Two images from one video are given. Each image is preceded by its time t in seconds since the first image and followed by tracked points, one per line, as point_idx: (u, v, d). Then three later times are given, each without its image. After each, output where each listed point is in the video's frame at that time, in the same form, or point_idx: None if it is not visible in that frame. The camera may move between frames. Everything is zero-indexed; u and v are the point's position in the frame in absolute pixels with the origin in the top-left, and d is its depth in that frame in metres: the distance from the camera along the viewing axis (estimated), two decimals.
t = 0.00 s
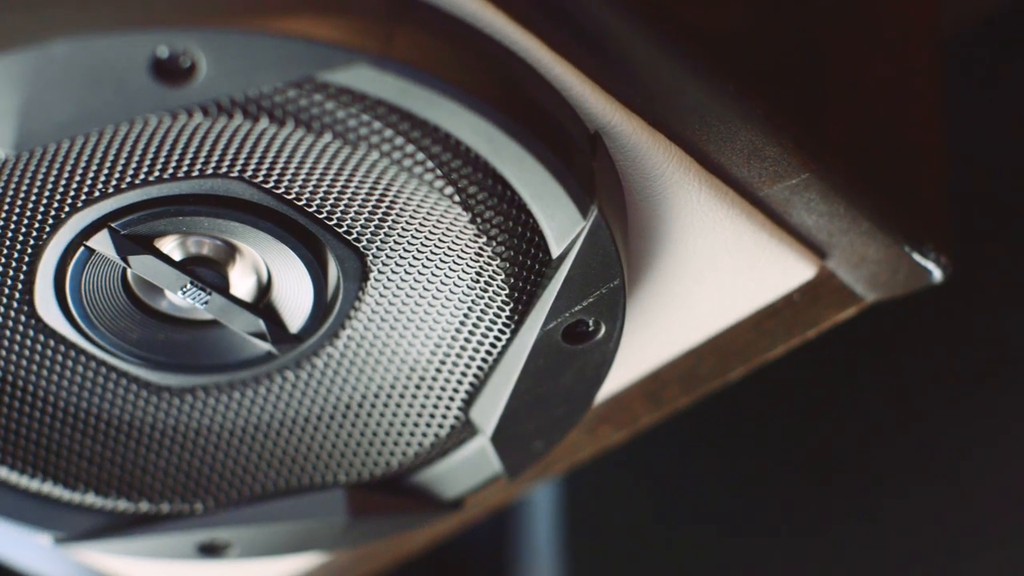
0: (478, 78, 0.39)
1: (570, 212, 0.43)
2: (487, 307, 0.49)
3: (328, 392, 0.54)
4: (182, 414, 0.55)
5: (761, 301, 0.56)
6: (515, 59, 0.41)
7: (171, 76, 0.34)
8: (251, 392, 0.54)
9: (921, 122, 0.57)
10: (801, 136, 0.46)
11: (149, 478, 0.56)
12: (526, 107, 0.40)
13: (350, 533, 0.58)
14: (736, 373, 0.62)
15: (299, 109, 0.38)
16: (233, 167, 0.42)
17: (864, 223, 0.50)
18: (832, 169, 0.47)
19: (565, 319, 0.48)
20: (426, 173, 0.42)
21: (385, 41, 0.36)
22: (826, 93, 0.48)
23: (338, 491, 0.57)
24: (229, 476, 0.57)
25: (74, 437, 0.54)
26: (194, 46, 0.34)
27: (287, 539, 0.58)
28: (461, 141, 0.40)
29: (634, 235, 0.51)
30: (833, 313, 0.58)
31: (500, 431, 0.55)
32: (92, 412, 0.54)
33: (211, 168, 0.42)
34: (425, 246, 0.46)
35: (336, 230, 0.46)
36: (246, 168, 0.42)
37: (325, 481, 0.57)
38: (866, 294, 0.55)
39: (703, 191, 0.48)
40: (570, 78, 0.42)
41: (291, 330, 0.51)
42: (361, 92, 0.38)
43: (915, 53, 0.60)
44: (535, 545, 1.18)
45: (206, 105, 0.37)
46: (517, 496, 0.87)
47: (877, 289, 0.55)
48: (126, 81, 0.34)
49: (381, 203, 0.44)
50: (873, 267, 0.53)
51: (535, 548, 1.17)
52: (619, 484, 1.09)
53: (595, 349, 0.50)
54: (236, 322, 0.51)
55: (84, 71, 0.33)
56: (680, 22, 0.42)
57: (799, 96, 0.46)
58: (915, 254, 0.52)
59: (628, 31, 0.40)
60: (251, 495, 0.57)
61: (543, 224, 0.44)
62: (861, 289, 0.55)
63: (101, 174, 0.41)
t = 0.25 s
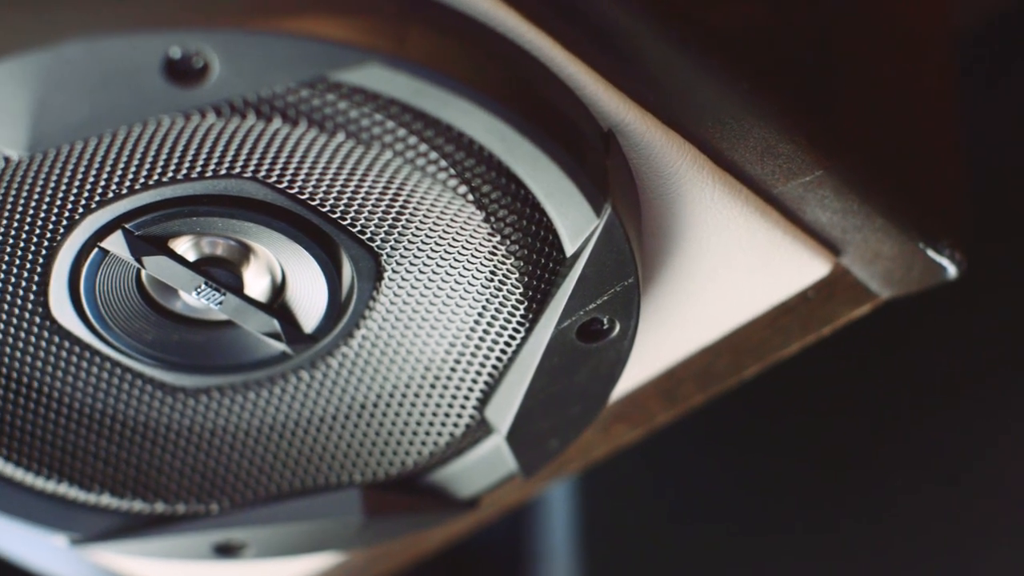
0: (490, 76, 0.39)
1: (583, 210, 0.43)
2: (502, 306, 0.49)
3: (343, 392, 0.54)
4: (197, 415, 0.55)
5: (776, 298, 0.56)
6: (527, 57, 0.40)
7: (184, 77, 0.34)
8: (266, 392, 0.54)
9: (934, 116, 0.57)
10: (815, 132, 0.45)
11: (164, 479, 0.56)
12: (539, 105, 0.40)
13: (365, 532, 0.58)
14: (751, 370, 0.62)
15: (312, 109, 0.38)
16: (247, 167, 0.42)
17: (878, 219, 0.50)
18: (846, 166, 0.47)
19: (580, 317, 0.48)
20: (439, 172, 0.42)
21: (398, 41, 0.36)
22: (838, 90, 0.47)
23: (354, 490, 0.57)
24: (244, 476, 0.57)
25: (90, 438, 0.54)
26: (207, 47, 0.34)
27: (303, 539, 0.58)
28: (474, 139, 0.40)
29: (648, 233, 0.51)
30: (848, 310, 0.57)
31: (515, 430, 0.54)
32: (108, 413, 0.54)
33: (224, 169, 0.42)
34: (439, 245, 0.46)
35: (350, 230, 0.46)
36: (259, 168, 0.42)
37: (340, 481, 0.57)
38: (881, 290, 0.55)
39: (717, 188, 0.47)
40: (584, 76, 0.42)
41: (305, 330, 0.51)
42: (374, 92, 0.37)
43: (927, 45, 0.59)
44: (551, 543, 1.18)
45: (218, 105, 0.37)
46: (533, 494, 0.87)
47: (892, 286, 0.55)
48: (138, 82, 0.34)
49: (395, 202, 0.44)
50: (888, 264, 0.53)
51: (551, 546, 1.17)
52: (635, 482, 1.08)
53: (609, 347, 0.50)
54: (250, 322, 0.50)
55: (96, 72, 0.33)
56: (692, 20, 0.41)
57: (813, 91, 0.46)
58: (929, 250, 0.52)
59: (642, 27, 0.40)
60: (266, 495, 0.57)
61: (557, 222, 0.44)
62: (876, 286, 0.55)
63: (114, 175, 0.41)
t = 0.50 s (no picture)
0: (503, 75, 0.38)
1: (597, 208, 0.42)
2: (516, 304, 0.49)
3: (359, 391, 0.54)
4: (213, 416, 0.55)
5: (792, 295, 0.55)
6: (540, 56, 0.40)
7: (197, 77, 0.34)
8: (281, 392, 0.54)
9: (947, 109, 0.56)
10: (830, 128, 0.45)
11: (180, 480, 0.56)
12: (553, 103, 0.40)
13: (381, 532, 0.58)
14: (766, 368, 0.61)
15: (325, 108, 0.38)
16: (261, 167, 0.42)
17: (893, 215, 0.49)
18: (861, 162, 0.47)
19: (595, 315, 0.48)
20: (453, 171, 0.42)
21: (411, 40, 0.36)
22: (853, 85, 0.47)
23: (370, 489, 0.57)
24: (260, 476, 0.57)
25: (105, 439, 0.54)
26: (218, 47, 0.34)
27: (320, 539, 0.58)
28: (488, 138, 0.40)
29: (662, 231, 0.51)
30: (863, 307, 0.57)
31: (531, 428, 0.54)
32: (123, 414, 0.54)
33: (237, 169, 0.42)
34: (453, 244, 0.46)
35: (364, 229, 0.46)
36: (273, 168, 0.42)
37: (356, 480, 0.57)
38: (895, 287, 0.55)
39: (731, 185, 0.47)
40: (597, 75, 0.42)
41: (320, 330, 0.51)
42: (387, 91, 0.37)
43: (940, 38, 0.58)
44: (567, 541, 1.17)
45: (231, 106, 0.37)
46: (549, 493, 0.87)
47: (906, 282, 0.54)
48: (151, 82, 0.34)
49: (409, 202, 0.44)
50: (903, 260, 0.52)
51: (568, 545, 1.17)
52: (651, 481, 1.08)
53: (624, 345, 0.50)
54: (265, 322, 0.50)
55: (109, 73, 0.33)
56: (706, 15, 0.41)
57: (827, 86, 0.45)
58: (943, 246, 0.51)
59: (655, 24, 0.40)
60: (283, 495, 0.57)
61: (570, 221, 0.43)
62: (890, 283, 0.54)
63: (128, 177, 0.41)
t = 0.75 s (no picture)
0: (516, 73, 0.38)
1: (612, 205, 0.42)
2: (532, 302, 0.48)
3: (374, 390, 0.54)
4: (228, 416, 0.55)
5: (810, 292, 0.55)
6: (554, 55, 0.40)
7: (211, 77, 0.34)
8: (297, 391, 0.54)
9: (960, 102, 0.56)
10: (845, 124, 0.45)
11: (196, 480, 0.56)
12: (566, 101, 0.39)
13: (398, 531, 0.58)
14: (781, 365, 0.61)
15: (338, 107, 0.37)
16: (275, 167, 0.42)
17: (908, 212, 0.49)
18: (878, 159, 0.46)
19: (610, 313, 0.48)
20: (467, 170, 0.41)
21: (425, 40, 0.36)
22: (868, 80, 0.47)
23: (386, 489, 0.57)
24: (276, 476, 0.57)
25: (121, 440, 0.54)
26: (232, 47, 0.34)
27: (336, 537, 0.58)
28: (501, 137, 0.40)
29: (677, 228, 0.50)
30: (878, 303, 0.56)
31: (547, 426, 0.54)
32: (139, 415, 0.54)
33: (250, 169, 0.42)
34: (467, 243, 0.46)
35: (378, 228, 0.46)
36: (287, 168, 0.42)
37: (372, 479, 0.57)
38: (911, 283, 0.54)
39: (744, 182, 0.47)
40: (610, 73, 0.41)
41: (335, 330, 0.51)
42: (401, 90, 0.37)
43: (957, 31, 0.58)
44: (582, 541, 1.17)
45: (245, 106, 0.36)
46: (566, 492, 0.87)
47: (921, 278, 0.54)
48: (166, 82, 0.34)
49: (423, 201, 0.44)
50: (919, 256, 0.52)
51: (584, 544, 1.17)
52: (666, 479, 1.08)
53: (640, 344, 0.50)
54: (280, 322, 0.50)
55: (124, 74, 0.33)
56: (717, 11, 0.41)
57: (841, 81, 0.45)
58: (958, 241, 0.51)
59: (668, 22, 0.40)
60: (298, 494, 0.58)
61: (585, 219, 0.43)
62: (905, 279, 0.54)
63: (142, 177, 0.41)
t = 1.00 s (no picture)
0: (529, 72, 0.38)
1: (626, 203, 0.42)
2: (547, 300, 0.48)
3: (390, 390, 0.54)
4: (244, 416, 0.55)
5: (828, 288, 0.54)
6: (568, 52, 0.40)
7: (224, 78, 0.34)
8: (313, 391, 0.54)
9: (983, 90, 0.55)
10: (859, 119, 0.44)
11: (212, 480, 0.56)
12: (580, 99, 0.39)
13: (415, 530, 0.58)
14: (798, 363, 0.60)
15: (352, 107, 0.37)
16: (289, 167, 0.42)
17: (923, 208, 0.48)
18: (892, 155, 0.46)
19: (625, 311, 0.47)
20: (482, 169, 0.41)
21: (438, 39, 0.36)
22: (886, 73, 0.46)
23: (403, 488, 0.57)
24: (293, 476, 0.57)
25: (137, 440, 0.54)
26: (246, 48, 0.34)
27: (353, 537, 0.58)
28: (515, 135, 0.39)
29: (693, 226, 0.50)
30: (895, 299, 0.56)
31: (563, 424, 0.54)
32: (156, 416, 0.54)
33: (264, 168, 0.42)
34: (482, 242, 0.46)
35: (392, 227, 0.45)
36: (301, 168, 0.42)
37: (389, 479, 0.57)
38: (926, 279, 0.53)
39: (759, 179, 0.47)
40: (624, 70, 0.41)
41: (351, 329, 0.51)
42: (415, 89, 0.37)
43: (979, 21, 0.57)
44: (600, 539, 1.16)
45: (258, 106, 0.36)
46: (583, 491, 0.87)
47: (937, 274, 0.53)
48: (180, 83, 0.34)
49: (437, 200, 0.44)
50: (935, 252, 0.51)
51: (602, 543, 1.17)
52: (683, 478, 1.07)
53: (655, 341, 0.49)
54: (295, 322, 0.51)
55: (137, 77, 0.34)
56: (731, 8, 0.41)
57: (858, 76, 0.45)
58: (974, 237, 0.50)
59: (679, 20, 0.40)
60: (315, 494, 0.58)
61: (600, 216, 0.43)
62: (921, 275, 0.53)
63: (156, 178, 0.41)
